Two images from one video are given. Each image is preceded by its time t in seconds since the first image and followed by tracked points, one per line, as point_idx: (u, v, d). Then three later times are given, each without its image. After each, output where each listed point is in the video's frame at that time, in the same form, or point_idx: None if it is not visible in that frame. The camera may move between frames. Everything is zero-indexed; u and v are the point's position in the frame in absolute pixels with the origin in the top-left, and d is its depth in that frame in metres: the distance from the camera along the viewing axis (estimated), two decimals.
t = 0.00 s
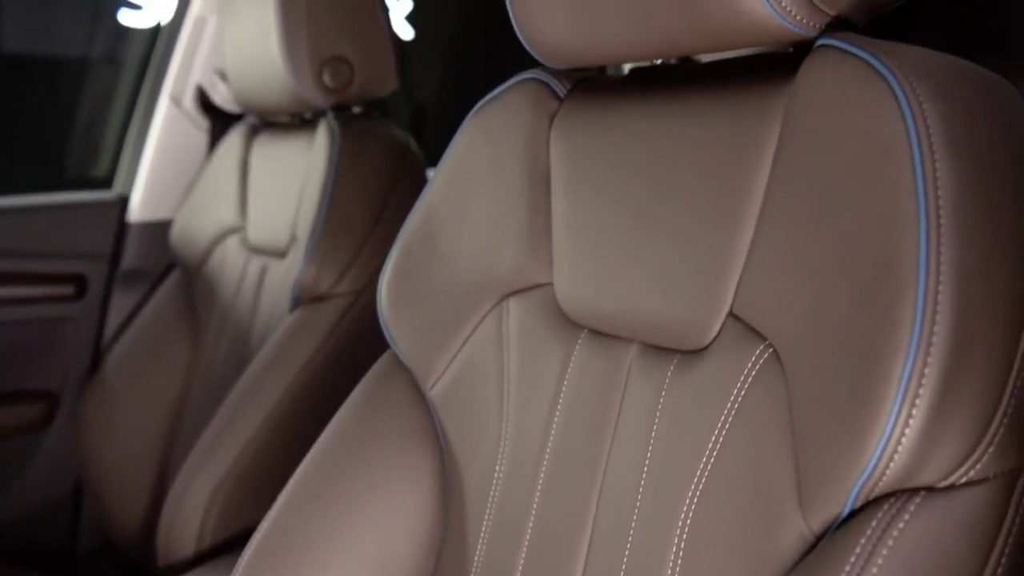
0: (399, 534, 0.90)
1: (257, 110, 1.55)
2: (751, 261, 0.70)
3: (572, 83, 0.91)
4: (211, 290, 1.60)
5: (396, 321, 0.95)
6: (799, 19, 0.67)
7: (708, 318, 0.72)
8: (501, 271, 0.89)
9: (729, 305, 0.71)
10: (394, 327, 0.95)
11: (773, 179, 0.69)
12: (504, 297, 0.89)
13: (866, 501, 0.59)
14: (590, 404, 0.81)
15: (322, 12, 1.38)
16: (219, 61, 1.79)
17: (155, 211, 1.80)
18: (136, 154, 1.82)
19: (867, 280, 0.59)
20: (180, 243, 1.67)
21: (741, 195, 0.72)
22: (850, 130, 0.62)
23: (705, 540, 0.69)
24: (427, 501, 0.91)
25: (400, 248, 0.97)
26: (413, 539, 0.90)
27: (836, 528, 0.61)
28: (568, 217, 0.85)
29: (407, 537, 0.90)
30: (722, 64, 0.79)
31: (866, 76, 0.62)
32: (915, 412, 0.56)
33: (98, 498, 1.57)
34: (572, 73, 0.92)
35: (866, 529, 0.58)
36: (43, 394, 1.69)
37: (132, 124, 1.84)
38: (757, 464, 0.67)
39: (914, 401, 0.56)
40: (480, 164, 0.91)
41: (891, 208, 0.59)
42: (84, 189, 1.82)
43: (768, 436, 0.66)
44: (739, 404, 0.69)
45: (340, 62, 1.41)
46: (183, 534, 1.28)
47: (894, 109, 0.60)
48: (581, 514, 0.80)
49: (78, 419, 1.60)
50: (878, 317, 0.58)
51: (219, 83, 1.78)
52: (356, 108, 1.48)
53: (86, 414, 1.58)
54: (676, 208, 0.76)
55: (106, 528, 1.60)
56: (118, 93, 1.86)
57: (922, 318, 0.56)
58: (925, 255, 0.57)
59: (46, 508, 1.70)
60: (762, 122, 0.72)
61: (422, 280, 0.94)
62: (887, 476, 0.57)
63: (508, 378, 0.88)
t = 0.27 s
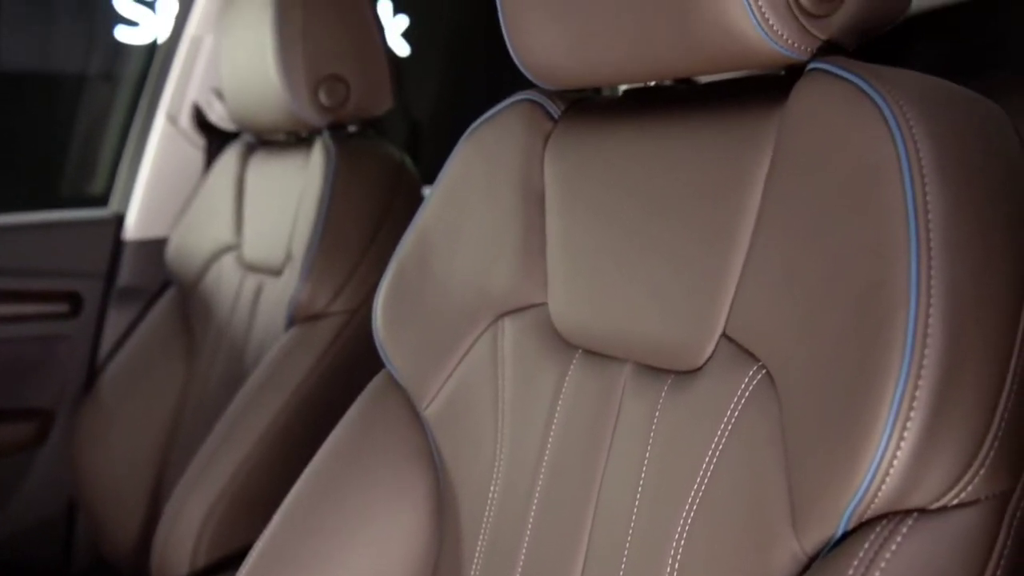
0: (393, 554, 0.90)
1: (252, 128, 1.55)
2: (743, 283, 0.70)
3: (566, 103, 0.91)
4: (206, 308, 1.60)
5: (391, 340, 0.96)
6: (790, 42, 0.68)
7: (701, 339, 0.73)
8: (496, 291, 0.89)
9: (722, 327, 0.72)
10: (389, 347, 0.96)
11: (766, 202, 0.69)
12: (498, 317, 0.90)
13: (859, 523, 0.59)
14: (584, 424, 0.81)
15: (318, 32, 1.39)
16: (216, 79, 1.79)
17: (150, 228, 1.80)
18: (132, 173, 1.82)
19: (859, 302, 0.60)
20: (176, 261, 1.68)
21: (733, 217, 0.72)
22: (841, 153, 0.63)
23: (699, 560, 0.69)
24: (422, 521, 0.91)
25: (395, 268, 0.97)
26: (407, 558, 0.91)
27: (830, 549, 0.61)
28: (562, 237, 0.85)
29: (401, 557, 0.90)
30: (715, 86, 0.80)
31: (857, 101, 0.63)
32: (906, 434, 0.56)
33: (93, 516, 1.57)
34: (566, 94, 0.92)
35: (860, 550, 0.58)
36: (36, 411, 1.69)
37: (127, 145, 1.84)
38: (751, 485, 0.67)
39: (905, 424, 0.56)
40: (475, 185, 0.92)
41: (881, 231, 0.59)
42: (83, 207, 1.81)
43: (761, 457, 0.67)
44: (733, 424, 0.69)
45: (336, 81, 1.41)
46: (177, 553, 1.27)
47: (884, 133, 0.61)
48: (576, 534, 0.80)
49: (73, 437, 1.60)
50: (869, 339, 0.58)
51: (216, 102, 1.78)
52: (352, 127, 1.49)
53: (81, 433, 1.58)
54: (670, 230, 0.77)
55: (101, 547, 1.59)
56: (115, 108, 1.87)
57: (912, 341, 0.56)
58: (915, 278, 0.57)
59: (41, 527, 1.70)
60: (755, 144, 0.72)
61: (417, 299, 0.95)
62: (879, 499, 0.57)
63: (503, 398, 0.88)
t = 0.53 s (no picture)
0: None
1: (250, 148, 1.55)
2: (738, 306, 0.71)
3: (561, 127, 0.92)
4: (203, 329, 1.60)
5: (387, 362, 0.96)
6: (783, 69, 0.69)
7: (695, 363, 0.73)
8: (492, 314, 0.89)
9: (717, 350, 0.72)
10: (386, 370, 0.96)
11: (760, 226, 0.70)
12: (494, 339, 0.90)
13: (853, 548, 0.59)
14: (580, 446, 0.82)
15: (316, 55, 1.41)
16: (214, 101, 1.81)
17: (148, 248, 1.80)
18: (129, 194, 1.82)
19: (851, 328, 0.60)
20: (173, 281, 1.68)
21: (728, 241, 0.73)
22: (833, 180, 0.64)
23: None
24: (418, 543, 0.92)
25: (392, 290, 0.98)
26: None
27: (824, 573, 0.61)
28: (557, 260, 0.86)
29: None
30: (708, 111, 0.81)
31: (849, 127, 0.64)
32: (899, 460, 0.56)
33: (89, 537, 1.56)
34: (561, 118, 0.93)
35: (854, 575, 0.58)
36: (32, 431, 1.68)
37: (124, 166, 1.83)
38: (746, 510, 0.67)
39: (898, 449, 0.56)
40: (471, 208, 0.93)
41: (874, 257, 0.60)
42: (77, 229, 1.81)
43: (756, 481, 0.67)
44: (727, 448, 0.70)
45: (333, 103, 1.42)
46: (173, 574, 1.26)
47: (876, 159, 0.61)
48: (572, 557, 0.80)
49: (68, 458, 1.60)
50: (862, 365, 0.59)
51: (214, 122, 1.80)
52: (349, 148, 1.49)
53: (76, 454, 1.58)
54: (664, 254, 0.77)
55: (96, 567, 1.58)
56: (113, 129, 1.85)
57: (905, 367, 0.57)
58: (907, 304, 0.58)
59: (36, 546, 1.69)
60: (748, 169, 0.73)
61: (414, 322, 0.95)
62: (872, 524, 0.58)
63: (499, 420, 0.88)
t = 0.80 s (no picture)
0: None
1: (246, 167, 1.55)
2: (732, 329, 0.71)
3: (557, 149, 0.93)
4: (199, 348, 1.60)
5: (383, 383, 0.97)
6: (776, 94, 0.69)
7: (690, 386, 0.73)
8: (487, 335, 0.90)
9: (711, 372, 0.72)
10: (383, 392, 0.97)
11: (753, 249, 0.70)
12: (490, 360, 0.90)
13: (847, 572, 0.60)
14: (575, 467, 0.82)
15: (312, 76, 1.41)
16: (211, 120, 1.82)
17: (145, 267, 1.81)
18: (126, 214, 1.82)
19: (845, 352, 0.60)
20: (170, 300, 1.68)
21: (723, 263, 0.73)
22: (826, 204, 0.64)
23: None
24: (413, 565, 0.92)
25: (388, 311, 0.98)
26: None
27: None
28: (553, 282, 0.86)
29: None
30: (702, 134, 0.81)
31: (841, 153, 0.64)
32: (892, 484, 0.57)
33: (84, 556, 1.56)
34: (557, 140, 0.94)
35: None
36: (26, 451, 1.68)
37: (122, 184, 1.84)
38: (741, 533, 0.67)
39: (891, 474, 0.57)
40: (467, 230, 0.93)
41: (866, 282, 0.60)
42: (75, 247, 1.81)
43: (750, 504, 0.67)
44: (721, 471, 0.70)
45: (330, 123, 1.43)
46: None
47: (868, 184, 0.62)
48: None
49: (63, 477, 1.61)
50: (855, 389, 0.59)
51: (211, 141, 1.81)
52: (346, 168, 1.50)
53: (72, 474, 1.58)
54: (659, 276, 0.77)
55: None
56: (111, 146, 1.86)
57: (897, 392, 0.57)
58: (899, 328, 0.58)
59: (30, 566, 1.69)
60: (742, 193, 0.74)
61: (410, 343, 0.95)
62: (866, 548, 0.58)
63: (494, 441, 0.89)
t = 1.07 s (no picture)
0: None
1: (245, 183, 1.55)
2: (727, 347, 0.71)
3: (553, 167, 0.93)
4: (196, 363, 1.60)
5: (380, 400, 0.97)
6: (769, 113, 0.70)
7: (685, 404, 0.74)
8: (484, 352, 0.90)
9: (707, 390, 0.73)
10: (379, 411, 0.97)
11: (748, 268, 0.71)
12: (486, 377, 0.90)
13: None
14: (572, 484, 0.82)
15: (310, 92, 1.42)
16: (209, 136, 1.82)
17: (142, 283, 1.81)
18: (124, 229, 1.83)
19: (838, 371, 0.61)
20: (167, 315, 1.68)
21: (718, 281, 0.73)
22: (820, 224, 0.65)
23: None
24: None
25: (385, 328, 0.98)
26: None
27: None
28: (549, 299, 0.87)
29: None
30: (698, 153, 0.82)
31: (835, 174, 0.65)
32: (886, 501, 0.57)
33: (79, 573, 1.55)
34: (553, 158, 0.94)
35: None
36: (22, 466, 1.67)
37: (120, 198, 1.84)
38: (736, 552, 0.67)
39: (885, 493, 0.57)
40: (463, 247, 0.93)
41: (858, 301, 0.61)
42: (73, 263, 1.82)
43: (745, 523, 0.67)
44: (717, 489, 0.70)
45: (327, 139, 1.44)
46: None
47: (860, 205, 0.63)
48: None
49: (59, 493, 1.61)
50: (849, 407, 0.59)
51: (208, 157, 1.82)
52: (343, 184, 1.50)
53: (68, 490, 1.58)
54: (655, 294, 0.78)
55: None
56: (109, 161, 1.85)
57: (891, 411, 0.57)
58: (893, 346, 0.58)
59: None
60: (736, 211, 0.74)
61: (407, 360, 0.96)
62: (860, 567, 0.58)
63: (491, 458, 0.89)
